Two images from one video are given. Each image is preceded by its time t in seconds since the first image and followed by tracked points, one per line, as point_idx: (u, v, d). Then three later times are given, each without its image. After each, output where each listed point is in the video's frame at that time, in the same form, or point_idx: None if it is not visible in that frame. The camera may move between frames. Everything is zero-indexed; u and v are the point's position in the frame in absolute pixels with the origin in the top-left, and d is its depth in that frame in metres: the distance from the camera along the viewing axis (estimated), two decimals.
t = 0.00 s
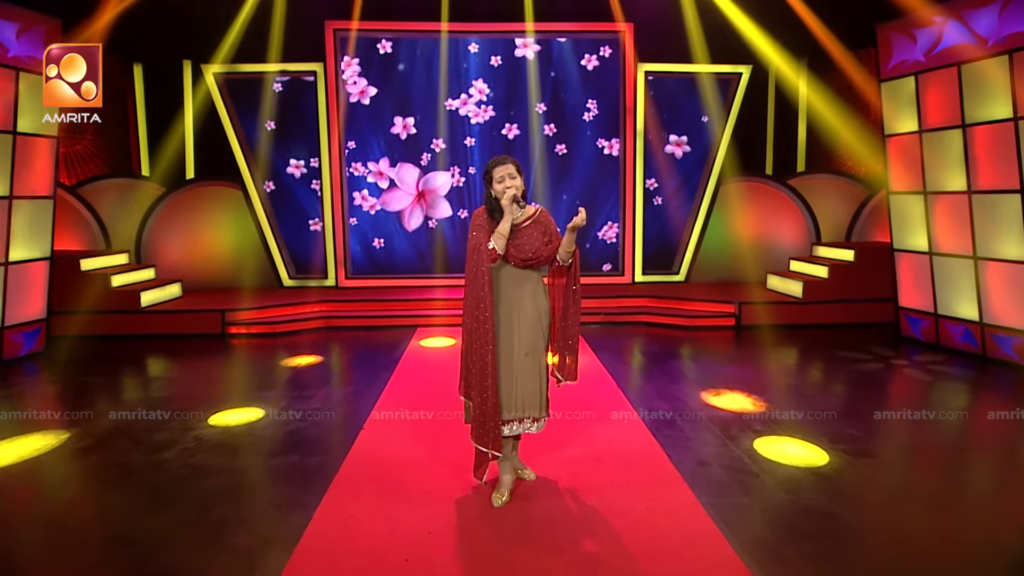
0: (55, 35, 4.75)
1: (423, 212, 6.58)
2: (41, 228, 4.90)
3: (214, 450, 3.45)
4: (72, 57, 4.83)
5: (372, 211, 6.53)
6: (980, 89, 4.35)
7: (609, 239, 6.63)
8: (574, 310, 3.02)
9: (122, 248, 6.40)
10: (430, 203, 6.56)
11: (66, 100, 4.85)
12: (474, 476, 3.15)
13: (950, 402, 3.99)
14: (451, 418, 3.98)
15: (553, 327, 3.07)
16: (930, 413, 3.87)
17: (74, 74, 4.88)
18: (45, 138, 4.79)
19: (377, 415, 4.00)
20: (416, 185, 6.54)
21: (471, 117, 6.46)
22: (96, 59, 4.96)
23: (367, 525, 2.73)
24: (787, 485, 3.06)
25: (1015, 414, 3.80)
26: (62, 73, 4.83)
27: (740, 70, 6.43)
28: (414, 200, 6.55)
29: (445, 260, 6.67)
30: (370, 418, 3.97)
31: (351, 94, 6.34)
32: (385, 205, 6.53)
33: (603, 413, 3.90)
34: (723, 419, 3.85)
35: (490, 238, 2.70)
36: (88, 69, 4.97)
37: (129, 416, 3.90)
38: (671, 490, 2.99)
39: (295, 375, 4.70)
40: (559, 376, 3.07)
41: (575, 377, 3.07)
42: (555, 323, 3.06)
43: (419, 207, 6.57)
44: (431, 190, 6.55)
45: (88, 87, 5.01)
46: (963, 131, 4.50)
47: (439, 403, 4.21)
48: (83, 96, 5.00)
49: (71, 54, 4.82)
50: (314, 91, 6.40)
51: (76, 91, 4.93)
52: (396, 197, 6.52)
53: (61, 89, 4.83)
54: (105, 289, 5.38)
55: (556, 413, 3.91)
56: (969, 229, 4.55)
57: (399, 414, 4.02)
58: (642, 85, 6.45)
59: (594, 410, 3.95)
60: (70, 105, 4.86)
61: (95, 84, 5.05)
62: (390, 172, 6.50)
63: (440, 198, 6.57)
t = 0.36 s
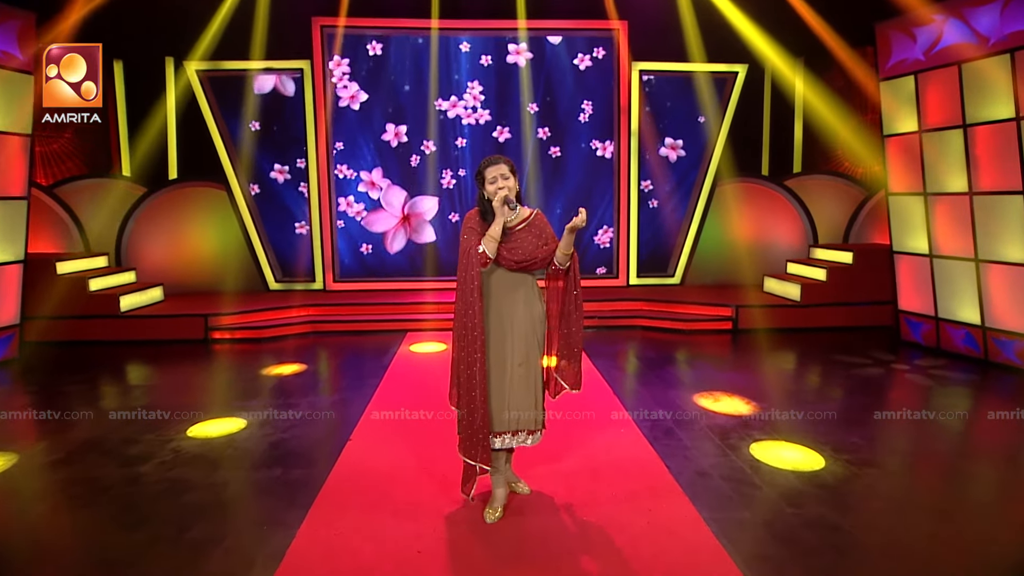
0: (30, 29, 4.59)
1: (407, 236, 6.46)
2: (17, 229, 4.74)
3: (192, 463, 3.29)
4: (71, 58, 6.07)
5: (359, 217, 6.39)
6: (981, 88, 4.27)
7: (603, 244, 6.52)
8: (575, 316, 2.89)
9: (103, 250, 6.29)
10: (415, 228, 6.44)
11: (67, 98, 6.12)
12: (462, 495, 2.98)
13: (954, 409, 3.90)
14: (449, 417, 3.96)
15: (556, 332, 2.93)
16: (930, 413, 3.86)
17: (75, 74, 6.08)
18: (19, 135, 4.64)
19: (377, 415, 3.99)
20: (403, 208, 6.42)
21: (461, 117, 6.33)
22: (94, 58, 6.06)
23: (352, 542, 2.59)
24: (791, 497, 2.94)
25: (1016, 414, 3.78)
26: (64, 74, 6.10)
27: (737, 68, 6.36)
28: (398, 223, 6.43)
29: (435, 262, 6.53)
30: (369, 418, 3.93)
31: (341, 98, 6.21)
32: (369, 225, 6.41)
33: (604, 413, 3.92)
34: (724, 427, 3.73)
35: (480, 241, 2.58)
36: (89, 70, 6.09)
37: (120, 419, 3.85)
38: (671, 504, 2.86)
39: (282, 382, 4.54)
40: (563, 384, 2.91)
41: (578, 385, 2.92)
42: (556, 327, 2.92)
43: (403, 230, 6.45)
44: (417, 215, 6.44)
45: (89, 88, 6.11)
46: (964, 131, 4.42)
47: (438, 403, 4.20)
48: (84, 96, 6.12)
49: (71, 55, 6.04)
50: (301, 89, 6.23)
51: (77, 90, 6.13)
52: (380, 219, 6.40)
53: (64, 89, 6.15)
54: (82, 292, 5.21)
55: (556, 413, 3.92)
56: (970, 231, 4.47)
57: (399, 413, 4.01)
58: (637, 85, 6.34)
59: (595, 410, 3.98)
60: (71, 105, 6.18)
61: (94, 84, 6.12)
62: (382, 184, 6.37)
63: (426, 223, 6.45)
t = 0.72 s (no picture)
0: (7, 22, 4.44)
1: (393, 259, 6.36)
2: None
3: (173, 475, 3.14)
4: (72, 57, 5.81)
5: (348, 223, 6.25)
6: (988, 85, 4.17)
7: (600, 247, 6.40)
8: (575, 322, 2.76)
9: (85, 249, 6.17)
10: (402, 251, 6.35)
11: (67, 99, 5.92)
12: (460, 507, 2.86)
13: (962, 414, 3.80)
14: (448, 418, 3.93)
15: (558, 337, 2.80)
16: (931, 413, 3.83)
17: (74, 74, 5.85)
18: None
19: (377, 416, 3.96)
20: (391, 230, 6.31)
21: (454, 117, 6.19)
22: (94, 59, 5.85)
23: (340, 560, 2.45)
24: (800, 510, 2.83)
25: (1016, 414, 3.75)
26: (63, 73, 5.84)
27: (737, 66, 6.23)
28: (385, 245, 6.32)
29: (428, 264, 6.40)
30: (369, 419, 3.92)
31: (334, 102, 6.08)
32: (356, 246, 6.30)
33: (603, 413, 3.93)
34: (728, 436, 3.61)
35: (477, 243, 2.44)
36: (89, 70, 5.90)
37: (119, 419, 3.83)
38: (676, 517, 2.74)
39: (272, 389, 4.39)
40: (572, 393, 2.78)
41: (588, 394, 2.77)
42: (558, 332, 2.79)
43: (389, 253, 6.35)
44: (405, 238, 6.33)
45: (88, 87, 5.93)
46: (970, 129, 4.31)
47: (438, 403, 4.18)
48: (84, 95, 5.95)
49: (71, 54, 5.79)
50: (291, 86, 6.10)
51: (76, 90, 5.92)
52: (368, 240, 6.29)
53: (63, 89, 5.90)
54: (61, 295, 5.05)
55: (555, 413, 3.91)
56: (977, 231, 4.38)
57: (399, 414, 3.98)
58: (635, 83, 6.22)
59: (595, 410, 3.98)
60: (69, 104, 5.95)
61: (94, 84, 5.94)
62: (378, 193, 6.24)
63: (413, 248, 6.35)
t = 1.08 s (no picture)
0: None
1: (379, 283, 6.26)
2: None
3: (155, 487, 3.01)
4: (72, 57, 5.70)
5: (338, 230, 6.12)
6: (996, 82, 4.07)
7: (598, 250, 6.29)
8: (575, 325, 2.63)
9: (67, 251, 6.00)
10: (388, 275, 6.26)
11: (65, 99, 5.79)
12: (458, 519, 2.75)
13: (970, 420, 3.70)
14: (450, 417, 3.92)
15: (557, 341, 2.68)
16: (932, 413, 3.81)
17: (74, 74, 5.73)
18: None
19: (378, 415, 3.94)
20: (380, 254, 6.21)
21: (449, 116, 6.05)
22: (94, 58, 5.73)
23: None
24: (809, 522, 2.71)
25: (1018, 414, 3.72)
26: (63, 73, 5.73)
27: (737, 63, 6.16)
28: (373, 269, 6.23)
29: (422, 265, 6.27)
30: (369, 419, 3.90)
31: (328, 106, 5.96)
32: (344, 267, 6.19)
33: (604, 411, 3.94)
34: (733, 443, 3.49)
35: (473, 246, 2.32)
36: (88, 70, 5.77)
37: (119, 419, 3.81)
38: (682, 531, 2.62)
39: (260, 395, 4.25)
40: (571, 402, 2.64)
41: (587, 403, 2.65)
42: (558, 336, 2.67)
43: (376, 276, 6.25)
44: (393, 262, 6.25)
45: (88, 87, 5.79)
46: (978, 127, 4.21)
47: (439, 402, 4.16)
48: (83, 95, 5.81)
49: (71, 55, 5.68)
50: (281, 83, 5.95)
51: (76, 90, 5.79)
52: (355, 262, 6.19)
53: (62, 89, 5.76)
54: (43, 297, 4.90)
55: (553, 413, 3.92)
56: (984, 232, 4.28)
57: (400, 413, 3.96)
58: (634, 81, 6.11)
59: (595, 408, 4.00)
60: (69, 104, 5.81)
61: (94, 84, 5.81)
62: (375, 205, 6.12)
63: (400, 273, 6.27)
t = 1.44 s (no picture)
0: None
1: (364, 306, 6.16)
2: None
3: (130, 502, 2.86)
4: (72, 57, 5.59)
5: (323, 235, 5.98)
6: (999, 79, 3.98)
7: (592, 254, 6.19)
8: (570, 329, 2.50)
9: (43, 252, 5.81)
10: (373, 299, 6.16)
11: (65, 99, 5.67)
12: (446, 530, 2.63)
13: (975, 424, 3.61)
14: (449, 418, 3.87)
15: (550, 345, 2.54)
16: (932, 413, 3.77)
17: (74, 74, 5.63)
18: None
19: (378, 415, 3.89)
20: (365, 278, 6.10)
21: (439, 115, 5.92)
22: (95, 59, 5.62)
23: None
24: (816, 536, 2.59)
25: (1017, 414, 3.69)
26: (63, 73, 5.61)
27: (732, 60, 6.07)
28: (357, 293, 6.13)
29: (413, 266, 6.13)
30: (369, 418, 3.85)
31: (318, 110, 5.82)
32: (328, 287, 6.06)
33: (604, 411, 3.91)
34: (733, 450, 3.39)
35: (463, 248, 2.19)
36: (89, 70, 5.67)
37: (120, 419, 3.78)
38: (683, 544, 2.50)
39: (244, 402, 4.10)
40: (559, 410, 2.53)
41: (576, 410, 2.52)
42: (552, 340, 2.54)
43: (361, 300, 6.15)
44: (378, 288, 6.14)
45: (88, 87, 5.69)
46: (981, 126, 4.13)
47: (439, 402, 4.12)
48: (83, 95, 5.70)
49: (71, 55, 5.57)
50: (267, 80, 5.81)
51: (76, 90, 5.68)
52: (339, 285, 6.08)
53: (62, 89, 5.65)
54: (18, 301, 4.72)
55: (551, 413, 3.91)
56: (987, 232, 4.20)
57: (400, 413, 3.92)
58: (628, 78, 6.00)
59: (596, 409, 3.96)
60: (68, 104, 5.69)
61: (94, 84, 5.71)
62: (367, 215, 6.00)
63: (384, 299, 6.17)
